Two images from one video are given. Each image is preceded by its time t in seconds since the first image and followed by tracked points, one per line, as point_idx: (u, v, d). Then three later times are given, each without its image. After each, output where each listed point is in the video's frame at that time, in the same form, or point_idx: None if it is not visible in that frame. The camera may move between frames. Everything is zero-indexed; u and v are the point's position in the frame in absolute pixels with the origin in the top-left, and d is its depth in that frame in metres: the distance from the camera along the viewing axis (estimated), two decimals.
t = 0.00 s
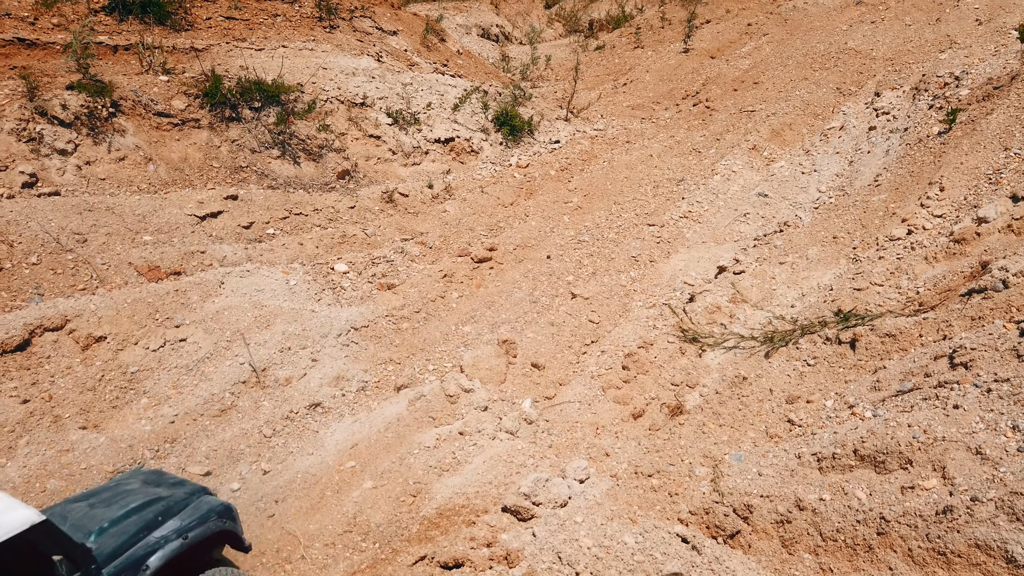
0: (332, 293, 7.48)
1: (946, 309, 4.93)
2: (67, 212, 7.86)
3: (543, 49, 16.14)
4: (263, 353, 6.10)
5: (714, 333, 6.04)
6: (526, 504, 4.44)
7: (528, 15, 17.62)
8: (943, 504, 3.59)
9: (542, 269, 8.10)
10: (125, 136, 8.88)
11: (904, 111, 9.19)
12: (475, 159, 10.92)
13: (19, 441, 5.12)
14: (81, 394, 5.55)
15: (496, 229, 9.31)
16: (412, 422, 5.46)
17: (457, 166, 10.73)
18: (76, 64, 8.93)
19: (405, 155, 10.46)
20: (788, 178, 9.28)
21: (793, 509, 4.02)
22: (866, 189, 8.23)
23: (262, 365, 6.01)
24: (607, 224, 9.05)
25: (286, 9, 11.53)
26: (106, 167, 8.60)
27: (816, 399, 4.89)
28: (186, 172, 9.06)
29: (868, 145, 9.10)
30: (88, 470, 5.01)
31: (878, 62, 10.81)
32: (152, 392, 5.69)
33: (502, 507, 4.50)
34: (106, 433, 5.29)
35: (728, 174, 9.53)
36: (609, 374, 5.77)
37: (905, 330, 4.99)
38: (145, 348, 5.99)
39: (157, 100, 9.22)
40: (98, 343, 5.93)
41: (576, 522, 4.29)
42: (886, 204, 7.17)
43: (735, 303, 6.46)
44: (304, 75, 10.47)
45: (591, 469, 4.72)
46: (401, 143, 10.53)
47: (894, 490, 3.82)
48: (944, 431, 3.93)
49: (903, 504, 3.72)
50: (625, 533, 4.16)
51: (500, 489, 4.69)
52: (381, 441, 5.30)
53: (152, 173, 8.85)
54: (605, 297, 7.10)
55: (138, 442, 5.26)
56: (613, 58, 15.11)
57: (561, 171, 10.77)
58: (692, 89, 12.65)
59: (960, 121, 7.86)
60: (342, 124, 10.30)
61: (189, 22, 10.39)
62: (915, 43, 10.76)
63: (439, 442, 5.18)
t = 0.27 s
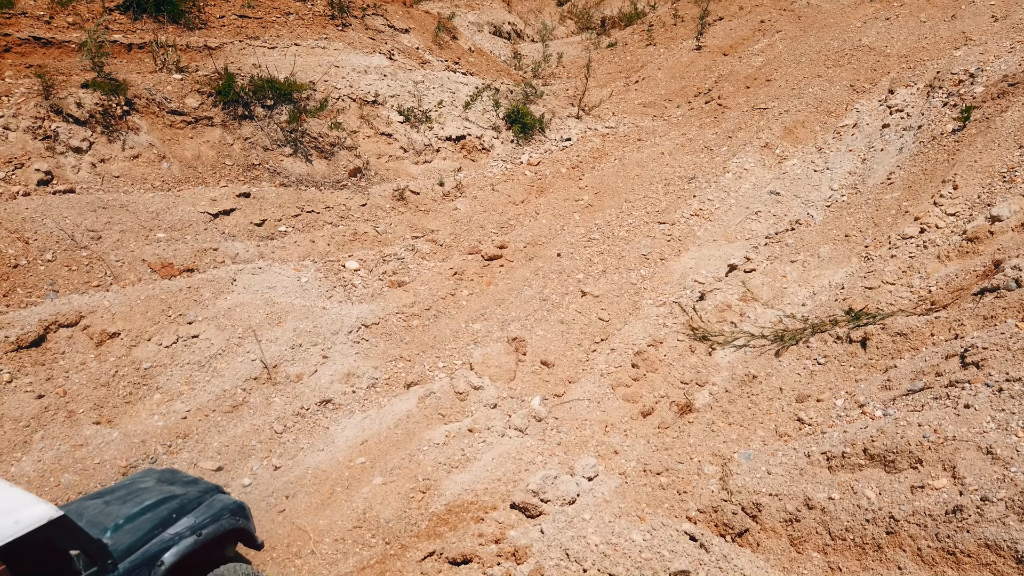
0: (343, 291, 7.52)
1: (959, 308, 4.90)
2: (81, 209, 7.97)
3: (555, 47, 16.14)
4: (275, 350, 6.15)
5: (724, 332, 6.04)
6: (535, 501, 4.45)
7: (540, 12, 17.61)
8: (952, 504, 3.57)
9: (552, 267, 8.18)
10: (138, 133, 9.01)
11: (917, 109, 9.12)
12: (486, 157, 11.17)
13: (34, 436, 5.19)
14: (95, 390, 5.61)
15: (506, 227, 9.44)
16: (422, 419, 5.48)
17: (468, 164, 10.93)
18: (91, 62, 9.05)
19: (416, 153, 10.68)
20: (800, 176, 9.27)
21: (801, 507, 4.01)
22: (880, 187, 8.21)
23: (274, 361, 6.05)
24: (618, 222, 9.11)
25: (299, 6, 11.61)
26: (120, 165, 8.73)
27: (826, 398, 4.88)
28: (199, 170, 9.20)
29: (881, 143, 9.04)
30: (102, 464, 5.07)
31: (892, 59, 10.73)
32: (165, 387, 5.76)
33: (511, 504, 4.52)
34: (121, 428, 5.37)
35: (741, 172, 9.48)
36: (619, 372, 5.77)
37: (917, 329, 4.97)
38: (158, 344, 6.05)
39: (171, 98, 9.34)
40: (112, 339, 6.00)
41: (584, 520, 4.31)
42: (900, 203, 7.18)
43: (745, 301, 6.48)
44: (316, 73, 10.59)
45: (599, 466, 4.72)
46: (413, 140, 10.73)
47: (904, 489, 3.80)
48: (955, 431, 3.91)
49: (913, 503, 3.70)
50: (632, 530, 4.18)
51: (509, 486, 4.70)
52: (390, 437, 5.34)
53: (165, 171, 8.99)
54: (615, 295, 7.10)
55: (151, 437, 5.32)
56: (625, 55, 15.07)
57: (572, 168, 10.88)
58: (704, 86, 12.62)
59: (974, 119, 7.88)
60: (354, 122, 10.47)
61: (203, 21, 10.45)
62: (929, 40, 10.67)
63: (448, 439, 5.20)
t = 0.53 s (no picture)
0: (355, 287, 7.57)
1: (971, 307, 4.97)
2: (98, 206, 8.12)
3: (568, 44, 16.17)
4: (287, 345, 6.21)
5: (734, 329, 6.06)
6: (545, 495, 4.47)
7: (553, 10, 17.70)
8: (962, 501, 3.56)
9: (564, 263, 8.26)
10: (154, 131, 9.20)
11: (931, 106, 9.07)
12: (498, 154, 11.58)
13: (52, 428, 5.27)
14: (111, 383, 5.70)
15: (518, 224, 9.67)
16: (433, 414, 5.54)
17: (480, 161, 11.32)
18: (107, 60, 9.27)
19: (429, 150, 11.06)
20: (813, 173, 9.27)
21: (810, 504, 4.00)
22: (893, 184, 8.20)
23: (287, 356, 6.11)
24: (629, 220, 9.28)
25: (312, 4, 12.02)
26: (136, 162, 8.90)
27: (836, 395, 4.89)
28: (213, 167, 9.40)
29: (895, 140, 9.02)
30: (117, 457, 5.11)
31: (907, 55, 10.64)
32: (180, 381, 5.84)
33: (520, 498, 4.54)
34: (135, 421, 5.42)
35: (752, 169, 9.65)
36: (629, 368, 5.80)
37: (928, 327, 5.03)
38: (173, 339, 6.15)
39: (185, 96, 9.57)
40: (128, 333, 6.11)
41: (593, 514, 4.33)
42: (913, 199, 7.28)
43: (756, 299, 6.48)
44: (330, 71, 11.00)
45: (609, 462, 4.75)
46: (425, 138, 11.13)
47: (914, 486, 3.79)
48: (965, 428, 3.90)
49: (922, 500, 3.69)
50: (641, 525, 4.19)
51: (519, 481, 4.72)
52: (401, 433, 5.38)
53: (180, 168, 9.15)
54: (626, 292, 7.12)
55: (165, 430, 5.38)
56: (638, 52, 15.06)
57: (583, 166, 11.28)
58: (717, 83, 12.61)
59: (989, 116, 7.88)
60: (366, 119, 10.87)
61: (217, 19, 10.79)
62: (945, 35, 10.58)
63: (459, 434, 5.25)
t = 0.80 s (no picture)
0: (363, 284, 7.59)
1: (979, 306, 4.99)
2: (108, 203, 8.22)
3: (577, 41, 16.19)
4: (295, 342, 6.24)
5: (741, 326, 6.06)
6: (549, 493, 4.48)
7: (563, 7, 17.68)
8: (968, 500, 3.54)
9: (571, 261, 8.28)
10: (164, 128, 9.33)
11: (942, 103, 9.08)
12: (507, 152, 11.75)
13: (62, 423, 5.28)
14: (120, 379, 5.75)
15: (525, 221, 9.73)
16: (440, 411, 5.56)
17: (488, 159, 11.51)
18: (117, 58, 9.43)
19: (437, 148, 11.24)
20: (822, 171, 9.25)
21: (816, 502, 3.98)
22: (903, 182, 8.17)
23: (294, 353, 6.14)
24: (637, 218, 9.31)
25: (322, 2, 12.28)
26: (147, 159, 9.01)
27: (843, 394, 4.87)
28: (223, 164, 9.53)
29: (906, 138, 9.03)
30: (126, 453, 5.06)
31: (919, 52, 10.58)
32: (189, 377, 5.90)
33: (525, 496, 4.55)
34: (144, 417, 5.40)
35: (761, 167, 9.63)
36: (635, 366, 5.80)
37: (936, 325, 5.04)
38: (182, 335, 6.21)
39: (195, 94, 9.73)
40: (137, 329, 6.18)
41: (597, 512, 4.33)
42: (923, 198, 7.43)
43: (764, 296, 6.46)
44: (339, 69, 11.23)
45: (614, 459, 4.76)
46: (434, 135, 11.31)
47: (919, 485, 3.77)
48: (972, 427, 3.88)
49: (928, 499, 3.67)
50: (645, 523, 4.18)
51: (524, 478, 4.74)
52: (405, 432, 5.39)
53: (190, 165, 9.28)
54: (633, 290, 7.13)
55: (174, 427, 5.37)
56: (648, 49, 15.03)
57: (591, 163, 11.34)
58: (727, 81, 12.57)
59: (1001, 113, 7.80)
60: (375, 117, 11.07)
61: (228, 17, 11.03)
62: (957, 32, 10.51)
63: (465, 431, 5.27)
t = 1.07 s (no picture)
0: (368, 283, 7.58)
1: (987, 307, 4.96)
2: (115, 202, 8.25)
3: (585, 39, 16.16)
4: (299, 342, 6.24)
5: (746, 327, 6.03)
6: (550, 494, 4.46)
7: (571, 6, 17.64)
8: (972, 504, 3.50)
9: (576, 260, 8.26)
10: (171, 127, 9.38)
11: (952, 102, 9.06)
12: (514, 150, 11.74)
13: (66, 422, 5.19)
14: (124, 377, 5.74)
15: (531, 220, 9.72)
16: (442, 412, 5.55)
17: (495, 157, 11.51)
18: (125, 57, 9.49)
19: (444, 146, 11.24)
20: (830, 170, 9.19)
21: (819, 505, 3.95)
22: (912, 181, 8.11)
23: (298, 352, 6.13)
24: (643, 217, 9.28)
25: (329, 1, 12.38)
26: (154, 158, 9.06)
27: (848, 395, 4.83)
28: (229, 163, 9.57)
29: (915, 136, 8.99)
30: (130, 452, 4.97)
31: (929, 50, 10.50)
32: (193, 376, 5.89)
33: (526, 497, 4.54)
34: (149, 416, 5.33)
35: (769, 165, 9.57)
36: (639, 367, 5.77)
37: (942, 326, 4.99)
38: (187, 334, 6.23)
39: (202, 92, 9.81)
40: (142, 328, 6.20)
41: (598, 514, 4.30)
42: (931, 197, 7.41)
43: (770, 297, 6.43)
44: (346, 67, 11.27)
45: (617, 460, 4.74)
46: (440, 133, 11.32)
47: (923, 489, 3.73)
48: (977, 430, 3.83)
49: (932, 503, 3.64)
50: (647, 526, 4.15)
51: (525, 479, 4.73)
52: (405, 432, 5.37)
53: (197, 163, 9.32)
54: (638, 289, 7.12)
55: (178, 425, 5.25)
56: (656, 47, 14.98)
57: (598, 161, 11.32)
58: (735, 78, 12.50)
59: (1010, 112, 7.84)
60: (382, 115, 11.09)
61: (236, 16, 11.15)
62: (968, 30, 10.42)
63: (467, 432, 5.27)
